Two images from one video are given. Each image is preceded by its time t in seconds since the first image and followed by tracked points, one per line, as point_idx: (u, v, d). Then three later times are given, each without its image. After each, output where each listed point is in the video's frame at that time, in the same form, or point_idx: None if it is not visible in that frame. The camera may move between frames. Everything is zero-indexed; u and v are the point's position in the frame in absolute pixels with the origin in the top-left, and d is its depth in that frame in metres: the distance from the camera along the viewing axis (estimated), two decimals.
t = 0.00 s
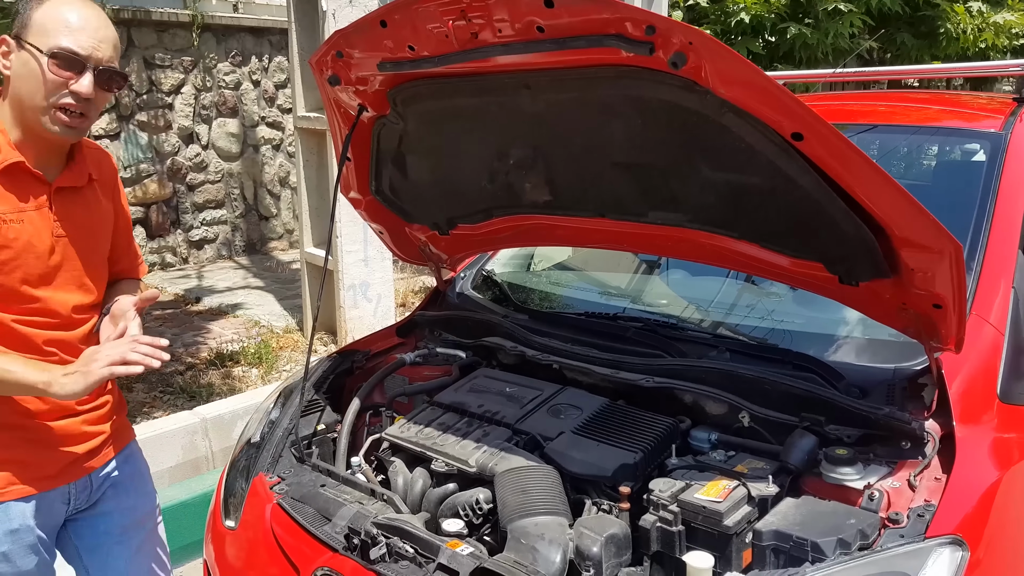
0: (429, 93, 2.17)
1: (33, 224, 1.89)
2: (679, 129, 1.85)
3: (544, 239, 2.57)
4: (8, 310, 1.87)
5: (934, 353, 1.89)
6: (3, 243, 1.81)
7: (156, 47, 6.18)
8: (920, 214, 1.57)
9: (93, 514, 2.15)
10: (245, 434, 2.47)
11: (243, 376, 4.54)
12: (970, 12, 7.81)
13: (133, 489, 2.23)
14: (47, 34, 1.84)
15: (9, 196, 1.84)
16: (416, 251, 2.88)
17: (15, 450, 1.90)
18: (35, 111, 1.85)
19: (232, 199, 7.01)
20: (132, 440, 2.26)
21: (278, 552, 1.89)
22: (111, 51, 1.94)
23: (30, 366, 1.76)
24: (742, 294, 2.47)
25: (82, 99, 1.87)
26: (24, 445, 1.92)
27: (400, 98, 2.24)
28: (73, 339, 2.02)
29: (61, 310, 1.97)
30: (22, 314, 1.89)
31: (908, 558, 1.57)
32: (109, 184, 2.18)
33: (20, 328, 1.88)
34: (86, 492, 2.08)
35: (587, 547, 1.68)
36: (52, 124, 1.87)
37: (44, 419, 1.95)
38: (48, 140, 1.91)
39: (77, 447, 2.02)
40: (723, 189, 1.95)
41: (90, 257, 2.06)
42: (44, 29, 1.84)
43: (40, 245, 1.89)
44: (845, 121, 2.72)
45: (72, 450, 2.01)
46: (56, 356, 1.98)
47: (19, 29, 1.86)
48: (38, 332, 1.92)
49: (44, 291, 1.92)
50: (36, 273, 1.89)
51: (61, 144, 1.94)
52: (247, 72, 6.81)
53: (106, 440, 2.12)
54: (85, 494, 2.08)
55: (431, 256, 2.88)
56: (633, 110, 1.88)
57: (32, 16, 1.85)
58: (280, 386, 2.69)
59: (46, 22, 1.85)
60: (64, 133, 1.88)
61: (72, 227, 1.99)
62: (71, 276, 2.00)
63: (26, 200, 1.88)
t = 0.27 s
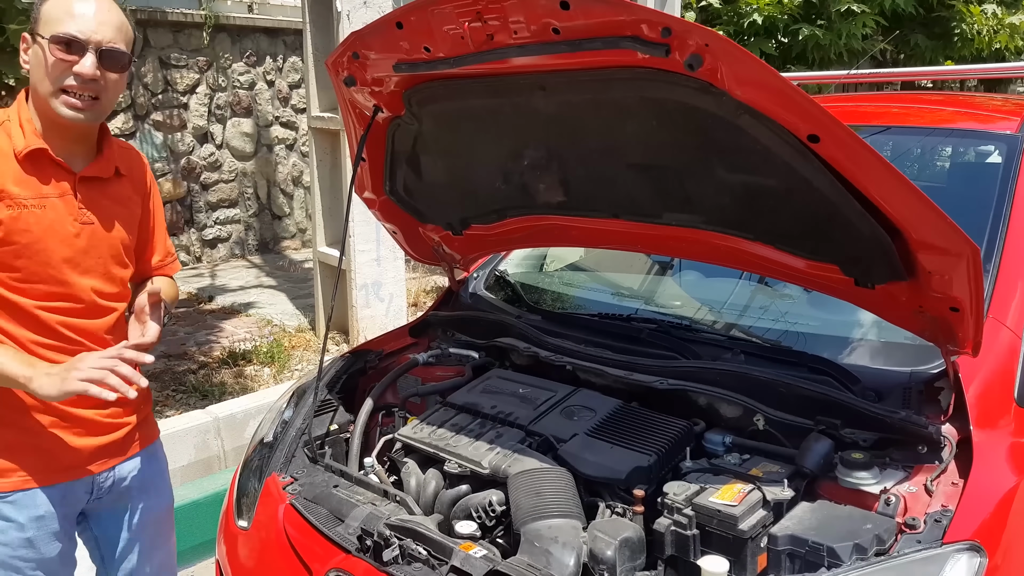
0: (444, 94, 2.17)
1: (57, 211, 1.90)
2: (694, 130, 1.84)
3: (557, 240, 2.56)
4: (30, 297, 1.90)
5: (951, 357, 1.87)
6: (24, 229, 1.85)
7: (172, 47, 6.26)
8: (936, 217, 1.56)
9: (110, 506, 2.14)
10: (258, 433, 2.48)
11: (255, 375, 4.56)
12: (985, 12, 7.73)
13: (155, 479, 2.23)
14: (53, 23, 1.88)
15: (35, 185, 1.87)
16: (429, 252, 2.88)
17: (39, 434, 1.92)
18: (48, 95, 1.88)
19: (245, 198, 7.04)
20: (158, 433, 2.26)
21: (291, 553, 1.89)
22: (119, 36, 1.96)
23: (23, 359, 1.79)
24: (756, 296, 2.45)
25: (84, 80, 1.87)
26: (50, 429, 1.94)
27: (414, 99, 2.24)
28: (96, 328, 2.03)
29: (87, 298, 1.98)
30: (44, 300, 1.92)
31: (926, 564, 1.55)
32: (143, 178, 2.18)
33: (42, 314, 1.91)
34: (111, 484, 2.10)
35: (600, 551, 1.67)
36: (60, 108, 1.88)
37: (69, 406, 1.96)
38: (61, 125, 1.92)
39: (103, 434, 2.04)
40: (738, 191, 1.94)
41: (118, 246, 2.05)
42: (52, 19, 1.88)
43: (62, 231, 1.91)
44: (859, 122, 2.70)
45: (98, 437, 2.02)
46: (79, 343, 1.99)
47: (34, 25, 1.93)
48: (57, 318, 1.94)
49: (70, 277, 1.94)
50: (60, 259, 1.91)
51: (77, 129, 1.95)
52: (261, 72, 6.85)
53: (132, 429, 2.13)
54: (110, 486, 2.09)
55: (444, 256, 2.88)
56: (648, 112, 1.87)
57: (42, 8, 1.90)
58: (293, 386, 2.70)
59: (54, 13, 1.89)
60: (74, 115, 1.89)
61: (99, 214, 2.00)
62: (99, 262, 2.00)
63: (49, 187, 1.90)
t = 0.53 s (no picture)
0: (462, 99, 2.17)
1: (113, 208, 1.93)
2: (715, 136, 1.82)
3: (574, 245, 2.54)
4: (85, 290, 1.91)
5: (975, 366, 1.84)
6: (80, 227, 1.88)
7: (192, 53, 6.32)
8: (962, 225, 1.53)
9: (148, 496, 2.14)
10: (275, 436, 2.48)
11: (271, 378, 4.57)
12: (1007, 14, 7.63)
13: (196, 474, 2.23)
14: (106, 29, 1.90)
15: (94, 184, 1.91)
16: (446, 256, 2.88)
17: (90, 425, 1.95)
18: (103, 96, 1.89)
19: (262, 201, 7.08)
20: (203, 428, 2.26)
21: (309, 558, 1.89)
22: (170, 39, 1.97)
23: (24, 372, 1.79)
24: (775, 302, 2.43)
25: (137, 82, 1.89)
26: (101, 422, 1.96)
27: (433, 105, 2.24)
28: (148, 323, 2.02)
29: (139, 292, 1.98)
30: (98, 294, 1.93)
31: None
32: (196, 178, 2.21)
33: (96, 309, 1.92)
34: (152, 475, 2.10)
35: (620, 560, 1.67)
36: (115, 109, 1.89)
37: (120, 399, 1.99)
38: (116, 125, 1.93)
39: (150, 428, 2.05)
40: (759, 197, 1.92)
41: (171, 244, 2.06)
42: (104, 26, 1.90)
43: (119, 228, 1.93)
44: (879, 126, 2.66)
45: (143, 431, 2.03)
46: (135, 338, 1.99)
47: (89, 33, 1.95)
48: (110, 311, 1.94)
49: (123, 272, 1.95)
50: (116, 254, 1.93)
51: (133, 129, 1.96)
52: (279, 76, 6.89)
53: (177, 424, 2.14)
54: (151, 476, 2.10)
55: (460, 260, 2.87)
56: (668, 117, 1.85)
57: (96, 15, 1.92)
58: (310, 389, 2.70)
59: (106, 19, 1.92)
60: (128, 115, 1.90)
61: (154, 213, 2.02)
62: (153, 259, 2.01)
63: (109, 186, 1.93)
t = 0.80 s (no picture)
0: (480, 103, 2.19)
1: (148, 211, 1.97)
2: (732, 140, 1.83)
3: (590, 249, 2.55)
4: (119, 290, 1.96)
5: (992, 371, 1.85)
6: (116, 228, 1.93)
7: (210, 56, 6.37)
8: (980, 230, 1.53)
9: (172, 489, 2.16)
10: (291, 438, 2.51)
11: (286, 380, 4.60)
12: None
13: (220, 470, 2.25)
14: (150, 38, 1.95)
15: (131, 187, 1.95)
16: (462, 259, 2.90)
17: (116, 418, 1.97)
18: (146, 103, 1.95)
19: (277, 203, 7.12)
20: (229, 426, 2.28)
21: (326, 558, 1.91)
22: (211, 47, 2.01)
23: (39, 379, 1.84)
24: (790, 307, 2.44)
25: (178, 89, 1.93)
26: (128, 416, 1.99)
27: (451, 108, 2.26)
28: (178, 323, 2.05)
29: (171, 293, 2.02)
30: (131, 293, 1.97)
31: None
32: (242, 183, 2.24)
33: (129, 307, 1.97)
34: (176, 468, 2.12)
35: (636, 562, 1.67)
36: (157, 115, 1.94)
37: (146, 395, 2.02)
38: (158, 131, 1.98)
39: (174, 425, 2.07)
40: (777, 202, 1.93)
41: (207, 247, 2.09)
42: (148, 34, 1.96)
43: (154, 231, 1.97)
44: (894, 131, 2.66)
45: (166, 427, 2.05)
46: (164, 338, 2.02)
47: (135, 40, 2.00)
48: (141, 311, 1.98)
49: (156, 273, 1.99)
50: (151, 255, 1.97)
51: (174, 134, 2.02)
52: (294, 79, 6.94)
53: (201, 423, 2.15)
54: (175, 470, 2.12)
55: (476, 263, 2.89)
56: (685, 121, 1.87)
57: (142, 22, 1.97)
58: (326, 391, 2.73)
59: (150, 27, 1.96)
60: (170, 123, 1.95)
61: (192, 217, 2.05)
62: (186, 261, 2.04)
63: (147, 189, 1.97)
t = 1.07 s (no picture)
0: (493, 108, 2.21)
1: (176, 216, 2.00)
2: (746, 146, 1.83)
3: (603, 253, 2.56)
4: (145, 292, 1.99)
5: (1006, 376, 1.85)
6: (144, 232, 1.96)
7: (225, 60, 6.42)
8: (994, 236, 1.53)
9: (194, 485, 2.19)
10: (305, 441, 2.53)
11: (299, 382, 4.62)
12: None
13: (241, 468, 2.28)
14: (182, 47, 1.98)
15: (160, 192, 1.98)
16: (475, 262, 2.91)
17: (140, 414, 2.00)
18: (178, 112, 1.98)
19: (291, 206, 7.16)
20: (250, 425, 2.31)
21: (338, 561, 1.92)
22: (242, 57, 2.03)
23: (50, 391, 1.86)
24: (803, 311, 2.43)
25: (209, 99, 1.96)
26: (153, 413, 2.01)
27: (464, 113, 2.27)
28: (202, 324, 2.07)
29: (195, 296, 2.04)
30: (157, 295, 2.00)
31: None
32: (267, 188, 2.27)
33: (155, 309, 1.99)
34: (197, 465, 2.14)
35: (647, 567, 1.67)
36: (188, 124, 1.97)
37: (168, 394, 2.04)
38: (189, 138, 2.01)
39: (197, 421, 2.09)
40: (790, 207, 1.93)
41: (231, 252, 2.12)
42: (181, 43, 1.98)
43: (182, 235, 2.00)
44: (908, 136, 2.65)
45: (190, 424, 2.08)
46: (189, 340, 2.05)
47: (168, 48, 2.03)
48: (167, 312, 2.01)
49: (181, 276, 2.01)
50: (177, 259, 2.00)
51: (203, 141, 2.04)
52: (308, 82, 6.99)
53: (223, 421, 2.18)
54: (196, 467, 2.14)
55: (489, 267, 2.90)
56: (699, 126, 1.87)
57: (175, 30, 1.99)
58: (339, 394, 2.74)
59: (183, 36, 1.99)
60: (201, 132, 1.98)
61: (218, 222, 2.08)
62: (211, 266, 2.07)
63: (175, 195, 2.01)
